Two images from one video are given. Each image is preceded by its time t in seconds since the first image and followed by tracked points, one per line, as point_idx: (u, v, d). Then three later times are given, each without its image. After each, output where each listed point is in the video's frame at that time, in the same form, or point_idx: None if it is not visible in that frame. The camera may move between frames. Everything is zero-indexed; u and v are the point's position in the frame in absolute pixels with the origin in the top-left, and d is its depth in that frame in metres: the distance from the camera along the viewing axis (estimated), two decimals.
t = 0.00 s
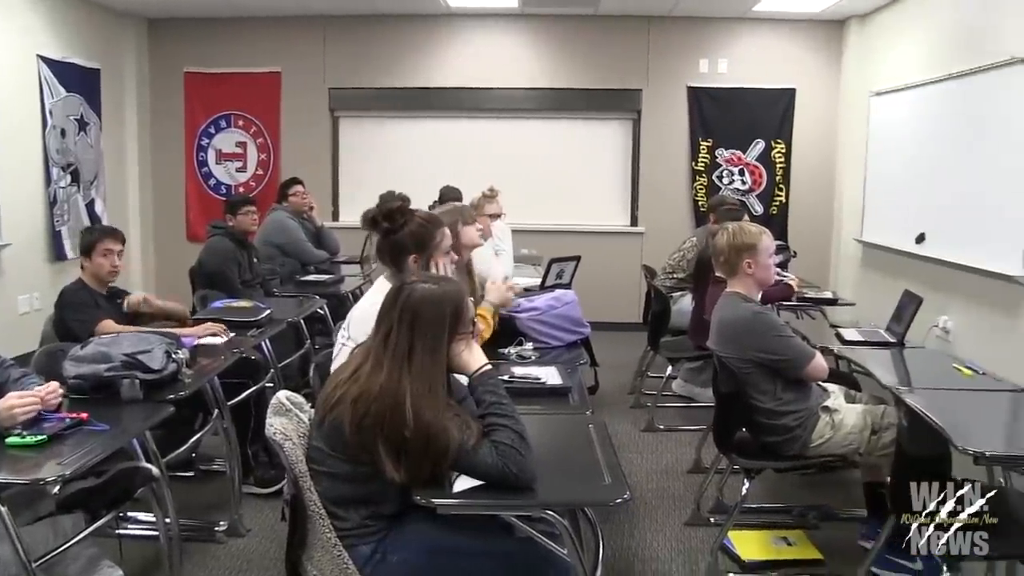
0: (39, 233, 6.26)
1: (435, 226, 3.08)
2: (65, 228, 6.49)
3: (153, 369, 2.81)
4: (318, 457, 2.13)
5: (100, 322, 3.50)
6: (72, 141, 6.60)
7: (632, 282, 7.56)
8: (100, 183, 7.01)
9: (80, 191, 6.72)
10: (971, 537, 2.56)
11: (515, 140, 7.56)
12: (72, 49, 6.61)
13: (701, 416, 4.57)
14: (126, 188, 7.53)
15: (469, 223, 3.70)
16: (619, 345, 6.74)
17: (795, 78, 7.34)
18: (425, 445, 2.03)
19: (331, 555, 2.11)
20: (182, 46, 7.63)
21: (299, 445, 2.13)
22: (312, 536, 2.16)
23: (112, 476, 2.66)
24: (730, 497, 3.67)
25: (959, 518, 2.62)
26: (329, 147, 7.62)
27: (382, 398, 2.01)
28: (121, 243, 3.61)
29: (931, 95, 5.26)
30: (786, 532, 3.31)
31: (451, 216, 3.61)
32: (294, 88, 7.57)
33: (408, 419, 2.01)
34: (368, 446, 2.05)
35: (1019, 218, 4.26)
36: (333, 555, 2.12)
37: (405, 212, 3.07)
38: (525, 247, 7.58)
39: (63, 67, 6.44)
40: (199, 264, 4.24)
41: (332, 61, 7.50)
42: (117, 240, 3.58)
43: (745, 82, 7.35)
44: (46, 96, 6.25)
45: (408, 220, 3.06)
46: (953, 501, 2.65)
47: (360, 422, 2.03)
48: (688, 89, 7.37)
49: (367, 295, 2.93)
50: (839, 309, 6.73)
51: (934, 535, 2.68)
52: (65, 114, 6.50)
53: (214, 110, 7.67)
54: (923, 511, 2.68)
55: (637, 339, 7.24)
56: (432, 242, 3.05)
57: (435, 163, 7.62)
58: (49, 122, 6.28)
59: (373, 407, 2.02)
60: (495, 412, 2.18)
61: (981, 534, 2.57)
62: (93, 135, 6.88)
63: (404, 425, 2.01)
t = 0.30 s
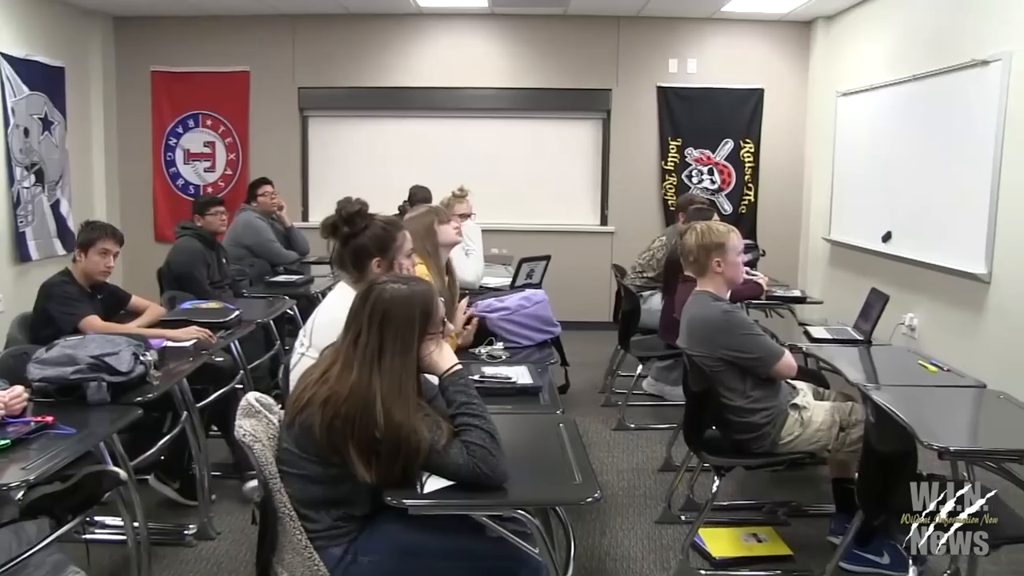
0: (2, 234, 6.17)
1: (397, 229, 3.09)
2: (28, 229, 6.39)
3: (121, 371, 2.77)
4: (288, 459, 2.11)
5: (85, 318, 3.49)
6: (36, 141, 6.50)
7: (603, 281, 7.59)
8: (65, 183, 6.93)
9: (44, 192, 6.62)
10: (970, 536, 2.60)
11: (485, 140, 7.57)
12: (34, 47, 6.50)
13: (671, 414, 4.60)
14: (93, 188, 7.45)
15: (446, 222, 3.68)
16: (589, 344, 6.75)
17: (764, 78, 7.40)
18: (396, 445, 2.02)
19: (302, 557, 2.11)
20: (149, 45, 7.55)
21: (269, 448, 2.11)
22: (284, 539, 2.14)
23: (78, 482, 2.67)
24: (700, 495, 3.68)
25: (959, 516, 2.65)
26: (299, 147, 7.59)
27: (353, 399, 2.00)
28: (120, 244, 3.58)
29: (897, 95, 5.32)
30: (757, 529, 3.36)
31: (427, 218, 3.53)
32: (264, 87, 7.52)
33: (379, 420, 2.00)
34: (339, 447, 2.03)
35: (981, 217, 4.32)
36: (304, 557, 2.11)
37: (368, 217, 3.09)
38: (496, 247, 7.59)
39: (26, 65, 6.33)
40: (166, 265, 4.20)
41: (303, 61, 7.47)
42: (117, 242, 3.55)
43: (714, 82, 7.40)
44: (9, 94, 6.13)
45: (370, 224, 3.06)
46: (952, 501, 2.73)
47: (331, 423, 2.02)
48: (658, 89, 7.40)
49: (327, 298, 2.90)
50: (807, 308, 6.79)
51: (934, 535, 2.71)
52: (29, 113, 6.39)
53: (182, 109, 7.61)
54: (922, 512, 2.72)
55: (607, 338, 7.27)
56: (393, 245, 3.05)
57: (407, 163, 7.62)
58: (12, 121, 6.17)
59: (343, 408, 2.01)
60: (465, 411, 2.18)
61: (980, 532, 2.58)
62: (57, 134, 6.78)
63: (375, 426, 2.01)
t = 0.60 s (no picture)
0: None
1: (358, 230, 3.14)
2: None
3: (86, 374, 2.72)
4: (258, 461, 2.09)
5: (66, 319, 3.43)
6: None
7: (574, 281, 7.62)
8: (29, 183, 6.83)
9: (7, 192, 6.50)
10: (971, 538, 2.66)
11: (454, 140, 7.58)
12: None
13: (641, 412, 4.62)
14: (57, 188, 7.35)
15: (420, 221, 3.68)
16: (558, 343, 6.77)
17: (732, 78, 7.46)
18: (365, 445, 2.01)
19: (272, 560, 2.09)
20: (115, 43, 7.47)
21: (238, 449, 2.09)
22: (252, 541, 2.12)
23: (43, 486, 2.64)
24: (671, 493, 3.70)
25: (960, 518, 2.69)
26: (268, 147, 7.54)
27: (322, 399, 1.99)
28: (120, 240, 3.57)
29: (863, 96, 5.38)
30: (727, 526, 3.38)
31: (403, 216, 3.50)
32: (232, 86, 7.47)
33: (349, 420, 1.99)
34: (309, 448, 2.02)
35: (944, 216, 4.39)
36: (274, 559, 2.09)
37: (331, 222, 3.16)
38: (466, 247, 7.59)
39: None
40: (133, 266, 4.16)
41: (273, 61, 7.42)
42: (117, 238, 3.54)
43: (683, 82, 7.44)
44: None
45: (331, 224, 3.12)
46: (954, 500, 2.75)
47: (300, 424, 2.00)
48: (627, 89, 7.43)
49: (294, 301, 2.93)
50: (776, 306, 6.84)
51: (934, 535, 2.73)
52: None
53: (149, 109, 7.54)
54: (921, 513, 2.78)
55: (577, 338, 7.29)
56: (353, 243, 3.08)
57: (379, 164, 7.61)
58: None
59: (313, 409, 2.00)
60: (434, 412, 2.17)
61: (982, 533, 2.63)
62: (20, 133, 6.66)
63: (344, 426, 1.99)
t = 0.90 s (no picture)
0: None
1: (325, 236, 3.16)
2: None
3: (50, 377, 2.68)
4: (226, 463, 2.07)
5: (27, 323, 3.36)
6: None
7: (543, 280, 7.64)
8: None
9: None
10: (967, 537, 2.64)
11: (423, 139, 7.57)
12: None
13: (610, 411, 4.64)
14: (20, 188, 7.24)
15: (387, 221, 3.74)
16: (528, 343, 6.78)
17: (699, 78, 7.50)
18: (334, 445, 2.00)
19: (241, 563, 2.07)
20: (79, 41, 7.37)
21: (206, 452, 2.07)
22: (221, 545, 2.10)
23: (8, 491, 2.60)
24: (641, 491, 3.71)
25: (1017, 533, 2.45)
26: (236, 147, 7.49)
27: (290, 399, 1.98)
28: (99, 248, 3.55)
29: (829, 96, 5.43)
30: (696, 523, 3.40)
31: (366, 215, 3.57)
32: (199, 85, 7.41)
33: (317, 419, 1.98)
34: (277, 448, 2.00)
35: (908, 215, 4.44)
36: (243, 563, 2.07)
37: (300, 228, 3.18)
38: (435, 246, 7.58)
39: None
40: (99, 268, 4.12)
41: (241, 60, 7.36)
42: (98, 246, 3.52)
43: (652, 81, 7.48)
44: None
45: (300, 232, 3.14)
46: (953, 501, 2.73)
47: (269, 425, 1.99)
48: (596, 88, 7.45)
49: (262, 305, 2.91)
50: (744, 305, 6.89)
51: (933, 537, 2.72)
52: None
53: (114, 108, 7.47)
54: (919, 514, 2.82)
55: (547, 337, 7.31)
56: (322, 249, 3.09)
57: (348, 165, 7.59)
58: None
59: (281, 409, 1.98)
60: (404, 411, 2.16)
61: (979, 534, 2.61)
62: None
63: (313, 426, 1.98)
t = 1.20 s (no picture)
0: None
1: (297, 239, 3.13)
2: None
3: (13, 380, 2.65)
4: (194, 466, 2.05)
5: None
6: None
7: (512, 280, 7.65)
8: None
9: None
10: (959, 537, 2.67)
11: (391, 139, 7.55)
12: None
13: (579, 410, 4.65)
14: None
15: (348, 222, 3.79)
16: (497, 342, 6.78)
17: (667, 78, 7.54)
18: (304, 447, 1.98)
19: (209, 568, 2.05)
20: (42, 39, 7.25)
21: (173, 455, 2.04)
22: (189, 548, 2.08)
23: None
24: (611, 489, 3.73)
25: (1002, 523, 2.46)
26: (203, 147, 7.43)
27: (259, 400, 1.96)
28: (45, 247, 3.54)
29: (795, 95, 5.48)
30: (666, 522, 3.41)
31: (327, 215, 3.63)
32: (165, 83, 7.34)
33: (287, 421, 1.96)
34: (246, 450, 1.98)
35: (873, 214, 4.49)
36: (212, 567, 2.05)
37: (271, 232, 3.16)
38: (404, 246, 7.56)
39: None
40: (63, 269, 4.08)
41: (208, 59, 7.30)
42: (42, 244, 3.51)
43: (620, 81, 7.51)
44: None
45: (271, 236, 3.11)
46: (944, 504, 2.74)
47: (237, 426, 1.97)
48: (565, 88, 7.46)
49: (230, 309, 2.88)
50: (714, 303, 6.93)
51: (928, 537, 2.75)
52: None
53: (79, 107, 7.38)
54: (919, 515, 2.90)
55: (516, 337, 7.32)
56: (293, 254, 3.06)
57: (316, 165, 7.56)
58: None
59: (250, 410, 1.96)
60: (373, 411, 2.14)
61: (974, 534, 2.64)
62: None
63: (282, 427, 1.96)
